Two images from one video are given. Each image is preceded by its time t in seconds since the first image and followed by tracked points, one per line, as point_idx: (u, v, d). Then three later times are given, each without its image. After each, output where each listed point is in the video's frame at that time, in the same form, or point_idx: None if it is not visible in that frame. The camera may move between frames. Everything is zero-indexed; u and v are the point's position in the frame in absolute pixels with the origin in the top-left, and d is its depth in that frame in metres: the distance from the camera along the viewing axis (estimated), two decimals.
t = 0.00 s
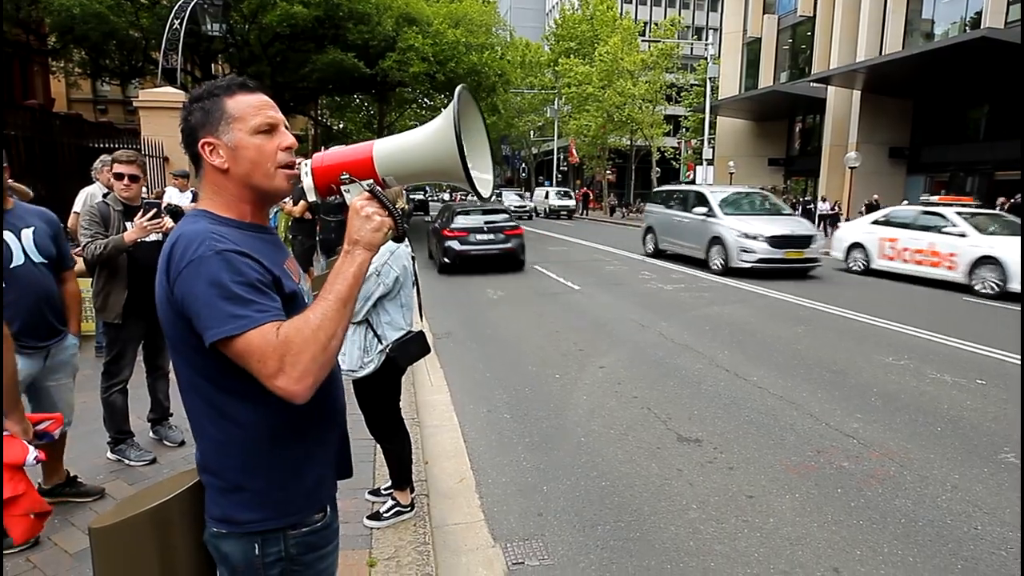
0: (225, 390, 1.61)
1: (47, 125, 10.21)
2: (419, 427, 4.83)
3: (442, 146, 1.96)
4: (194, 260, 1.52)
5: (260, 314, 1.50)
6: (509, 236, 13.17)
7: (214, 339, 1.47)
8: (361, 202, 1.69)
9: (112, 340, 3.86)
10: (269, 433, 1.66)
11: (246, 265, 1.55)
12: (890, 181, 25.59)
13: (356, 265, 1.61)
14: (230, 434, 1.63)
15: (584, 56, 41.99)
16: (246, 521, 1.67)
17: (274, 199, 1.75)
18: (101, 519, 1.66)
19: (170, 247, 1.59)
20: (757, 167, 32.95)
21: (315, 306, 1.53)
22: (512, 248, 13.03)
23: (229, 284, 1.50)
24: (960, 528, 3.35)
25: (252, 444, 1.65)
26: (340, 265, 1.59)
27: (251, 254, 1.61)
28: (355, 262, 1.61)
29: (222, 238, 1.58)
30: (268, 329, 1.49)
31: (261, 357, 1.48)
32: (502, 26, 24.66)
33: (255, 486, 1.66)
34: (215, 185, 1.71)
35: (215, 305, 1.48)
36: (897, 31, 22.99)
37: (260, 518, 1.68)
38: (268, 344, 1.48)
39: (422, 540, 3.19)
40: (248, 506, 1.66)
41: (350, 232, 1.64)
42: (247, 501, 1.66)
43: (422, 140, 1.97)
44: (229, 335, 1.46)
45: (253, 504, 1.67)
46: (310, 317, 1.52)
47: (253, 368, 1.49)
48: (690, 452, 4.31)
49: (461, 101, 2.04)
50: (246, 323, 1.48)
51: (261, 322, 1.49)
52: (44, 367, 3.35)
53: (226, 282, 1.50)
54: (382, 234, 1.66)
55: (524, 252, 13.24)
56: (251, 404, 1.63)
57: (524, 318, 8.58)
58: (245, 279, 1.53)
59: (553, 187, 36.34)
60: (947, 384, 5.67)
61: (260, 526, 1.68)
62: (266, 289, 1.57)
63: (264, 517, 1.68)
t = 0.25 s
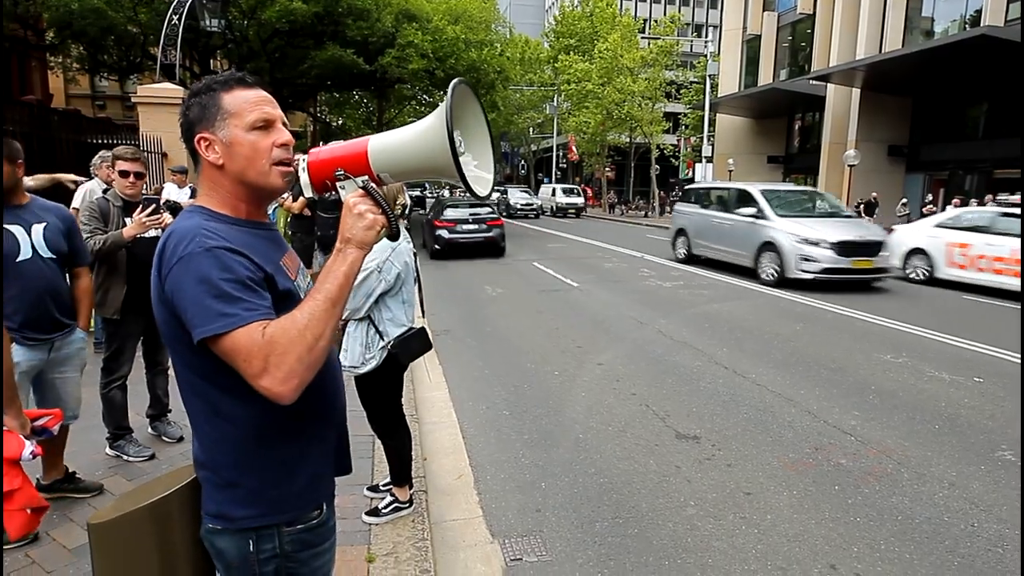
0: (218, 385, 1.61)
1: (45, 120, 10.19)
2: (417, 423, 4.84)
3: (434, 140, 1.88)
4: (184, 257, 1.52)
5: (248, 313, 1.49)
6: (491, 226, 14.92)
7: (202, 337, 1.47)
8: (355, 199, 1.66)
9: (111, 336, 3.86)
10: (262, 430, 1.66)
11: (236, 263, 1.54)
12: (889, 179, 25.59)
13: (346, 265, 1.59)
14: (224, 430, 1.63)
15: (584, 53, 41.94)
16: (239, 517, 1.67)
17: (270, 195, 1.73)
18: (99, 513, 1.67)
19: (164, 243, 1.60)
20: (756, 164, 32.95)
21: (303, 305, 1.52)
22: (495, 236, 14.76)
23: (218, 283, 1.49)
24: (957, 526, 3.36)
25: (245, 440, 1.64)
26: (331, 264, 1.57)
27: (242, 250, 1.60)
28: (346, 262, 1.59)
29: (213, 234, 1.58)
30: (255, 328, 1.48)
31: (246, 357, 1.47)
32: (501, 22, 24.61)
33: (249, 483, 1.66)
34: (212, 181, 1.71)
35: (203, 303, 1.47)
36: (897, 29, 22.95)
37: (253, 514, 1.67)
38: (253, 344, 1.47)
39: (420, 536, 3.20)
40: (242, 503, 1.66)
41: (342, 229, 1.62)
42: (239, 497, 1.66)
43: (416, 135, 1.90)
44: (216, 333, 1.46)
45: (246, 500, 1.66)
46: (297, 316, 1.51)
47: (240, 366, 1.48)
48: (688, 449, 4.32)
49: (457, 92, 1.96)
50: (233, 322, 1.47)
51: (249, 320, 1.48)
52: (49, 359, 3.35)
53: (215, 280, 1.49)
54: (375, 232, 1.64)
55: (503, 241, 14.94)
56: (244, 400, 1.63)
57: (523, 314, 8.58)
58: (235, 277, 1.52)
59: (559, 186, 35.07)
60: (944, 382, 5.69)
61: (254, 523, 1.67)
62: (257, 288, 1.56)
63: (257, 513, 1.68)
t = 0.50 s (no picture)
0: (215, 385, 1.61)
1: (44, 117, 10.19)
2: (416, 421, 4.84)
3: (423, 138, 1.83)
4: (177, 257, 1.51)
5: (238, 314, 1.47)
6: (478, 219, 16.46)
7: (192, 338, 1.46)
8: (348, 198, 1.63)
9: (111, 333, 3.87)
10: (259, 429, 1.65)
11: (228, 262, 1.53)
12: (888, 177, 25.60)
13: (338, 266, 1.55)
14: (221, 428, 1.64)
15: (583, 50, 41.89)
16: (236, 514, 1.67)
17: (266, 194, 1.72)
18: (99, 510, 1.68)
19: (159, 242, 1.60)
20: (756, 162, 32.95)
21: (293, 306, 1.49)
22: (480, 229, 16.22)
23: (209, 283, 1.48)
24: (955, 524, 3.37)
25: (241, 439, 1.64)
26: (321, 265, 1.54)
27: (236, 250, 1.58)
28: (338, 261, 1.56)
29: (206, 234, 1.56)
30: (244, 330, 1.46)
31: (235, 358, 1.46)
32: (501, 20, 24.60)
33: (245, 481, 1.65)
34: (209, 178, 1.71)
35: (193, 304, 1.46)
36: (897, 27, 22.94)
37: (250, 512, 1.67)
38: (242, 346, 1.45)
39: (420, 533, 3.20)
40: (239, 501, 1.66)
41: (333, 229, 1.59)
42: (236, 494, 1.66)
43: (404, 133, 1.85)
44: (205, 335, 1.45)
45: (243, 498, 1.66)
46: (287, 318, 1.48)
47: (230, 367, 1.47)
48: (687, 447, 4.33)
49: (450, 86, 1.90)
50: (223, 322, 1.45)
51: (238, 322, 1.47)
52: (50, 355, 3.35)
53: (206, 280, 1.48)
54: (367, 232, 1.60)
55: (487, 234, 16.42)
56: (240, 399, 1.62)
57: (522, 312, 8.59)
58: (227, 277, 1.50)
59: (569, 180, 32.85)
60: (943, 379, 5.70)
61: (252, 520, 1.67)
62: (249, 288, 1.54)
63: (254, 511, 1.67)
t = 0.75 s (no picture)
0: (217, 382, 1.61)
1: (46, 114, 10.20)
2: (418, 417, 4.84)
3: (424, 131, 1.80)
4: (178, 256, 1.51)
5: (239, 312, 1.47)
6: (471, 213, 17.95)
7: (193, 337, 1.46)
8: (349, 194, 1.61)
9: (115, 328, 3.87)
10: (261, 427, 1.65)
11: (228, 260, 1.53)
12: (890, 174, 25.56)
13: (338, 263, 1.54)
14: (223, 425, 1.64)
15: (585, 46, 41.81)
16: (238, 511, 1.67)
17: (269, 188, 1.72)
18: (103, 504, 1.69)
19: (161, 240, 1.60)
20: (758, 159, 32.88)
21: (293, 305, 1.49)
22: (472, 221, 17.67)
23: (209, 281, 1.48)
24: (956, 521, 3.37)
25: (243, 436, 1.64)
26: (322, 261, 1.53)
27: (237, 247, 1.58)
28: (338, 258, 1.54)
29: (207, 232, 1.56)
30: (245, 328, 1.46)
31: (235, 357, 1.46)
32: (503, 15, 24.54)
33: (247, 477, 1.66)
34: (211, 174, 1.71)
35: (194, 302, 1.47)
36: (900, 23, 22.85)
37: (252, 508, 1.67)
38: (242, 344, 1.45)
39: (422, 530, 3.21)
40: (241, 498, 1.66)
41: (333, 225, 1.57)
42: (238, 491, 1.66)
43: (405, 124, 1.83)
44: (206, 333, 1.45)
45: (245, 495, 1.66)
46: (286, 317, 1.47)
47: (230, 367, 1.47)
48: (688, 443, 4.33)
49: (447, 77, 1.87)
50: (223, 321, 1.45)
51: (239, 320, 1.46)
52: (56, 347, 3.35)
53: (206, 279, 1.48)
54: (368, 228, 1.58)
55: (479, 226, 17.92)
56: (242, 395, 1.62)
57: (524, 308, 8.59)
58: (227, 275, 1.50)
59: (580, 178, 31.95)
60: (945, 377, 5.69)
61: (254, 517, 1.67)
62: (251, 285, 1.54)
63: (257, 508, 1.67)
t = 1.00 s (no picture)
0: (218, 384, 1.62)
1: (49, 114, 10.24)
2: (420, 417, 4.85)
3: (426, 133, 1.80)
4: (180, 259, 1.52)
5: (238, 317, 1.47)
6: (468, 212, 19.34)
7: (192, 340, 1.46)
8: (350, 198, 1.59)
9: (119, 327, 3.89)
10: (262, 429, 1.65)
11: (229, 264, 1.52)
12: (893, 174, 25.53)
13: (338, 268, 1.52)
14: (225, 426, 1.64)
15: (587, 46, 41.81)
16: (238, 512, 1.67)
17: (274, 188, 1.72)
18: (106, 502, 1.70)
19: (165, 241, 1.60)
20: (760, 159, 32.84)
21: (291, 311, 1.48)
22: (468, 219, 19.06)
23: (209, 285, 1.48)
24: (959, 522, 3.36)
25: (244, 437, 1.64)
26: (322, 267, 1.52)
27: (239, 250, 1.58)
28: (338, 264, 1.53)
29: (209, 235, 1.56)
30: (243, 334, 1.46)
31: (234, 363, 1.45)
32: (505, 16, 24.56)
33: (248, 478, 1.66)
34: (217, 174, 1.72)
35: (193, 306, 1.47)
36: (903, 23, 22.81)
37: (252, 510, 1.67)
38: (241, 350, 1.45)
39: (424, 530, 3.21)
40: (241, 498, 1.66)
41: (334, 230, 1.56)
42: (238, 492, 1.66)
43: (406, 128, 1.83)
44: (205, 337, 1.45)
45: (245, 496, 1.66)
46: (284, 323, 1.47)
47: (229, 372, 1.47)
48: (690, 444, 4.33)
49: (447, 80, 1.87)
50: (222, 326, 1.45)
51: (238, 325, 1.46)
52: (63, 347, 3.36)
53: (206, 284, 1.48)
54: (367, 233, 1.56)
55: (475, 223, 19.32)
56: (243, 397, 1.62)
57: (526, 308, 8.60)
58: (228, 280, 1.50)
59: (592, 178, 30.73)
60: (947, 377, 5.69)
61: (254, 519, 1.67)
62: (252, 289, 1.54)
63: (256, 510, 1.67)
